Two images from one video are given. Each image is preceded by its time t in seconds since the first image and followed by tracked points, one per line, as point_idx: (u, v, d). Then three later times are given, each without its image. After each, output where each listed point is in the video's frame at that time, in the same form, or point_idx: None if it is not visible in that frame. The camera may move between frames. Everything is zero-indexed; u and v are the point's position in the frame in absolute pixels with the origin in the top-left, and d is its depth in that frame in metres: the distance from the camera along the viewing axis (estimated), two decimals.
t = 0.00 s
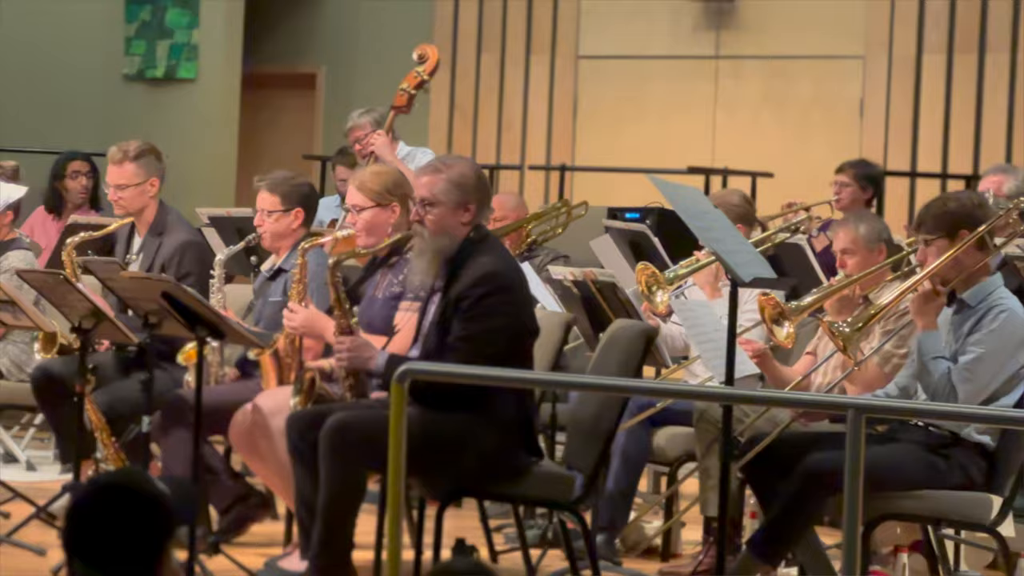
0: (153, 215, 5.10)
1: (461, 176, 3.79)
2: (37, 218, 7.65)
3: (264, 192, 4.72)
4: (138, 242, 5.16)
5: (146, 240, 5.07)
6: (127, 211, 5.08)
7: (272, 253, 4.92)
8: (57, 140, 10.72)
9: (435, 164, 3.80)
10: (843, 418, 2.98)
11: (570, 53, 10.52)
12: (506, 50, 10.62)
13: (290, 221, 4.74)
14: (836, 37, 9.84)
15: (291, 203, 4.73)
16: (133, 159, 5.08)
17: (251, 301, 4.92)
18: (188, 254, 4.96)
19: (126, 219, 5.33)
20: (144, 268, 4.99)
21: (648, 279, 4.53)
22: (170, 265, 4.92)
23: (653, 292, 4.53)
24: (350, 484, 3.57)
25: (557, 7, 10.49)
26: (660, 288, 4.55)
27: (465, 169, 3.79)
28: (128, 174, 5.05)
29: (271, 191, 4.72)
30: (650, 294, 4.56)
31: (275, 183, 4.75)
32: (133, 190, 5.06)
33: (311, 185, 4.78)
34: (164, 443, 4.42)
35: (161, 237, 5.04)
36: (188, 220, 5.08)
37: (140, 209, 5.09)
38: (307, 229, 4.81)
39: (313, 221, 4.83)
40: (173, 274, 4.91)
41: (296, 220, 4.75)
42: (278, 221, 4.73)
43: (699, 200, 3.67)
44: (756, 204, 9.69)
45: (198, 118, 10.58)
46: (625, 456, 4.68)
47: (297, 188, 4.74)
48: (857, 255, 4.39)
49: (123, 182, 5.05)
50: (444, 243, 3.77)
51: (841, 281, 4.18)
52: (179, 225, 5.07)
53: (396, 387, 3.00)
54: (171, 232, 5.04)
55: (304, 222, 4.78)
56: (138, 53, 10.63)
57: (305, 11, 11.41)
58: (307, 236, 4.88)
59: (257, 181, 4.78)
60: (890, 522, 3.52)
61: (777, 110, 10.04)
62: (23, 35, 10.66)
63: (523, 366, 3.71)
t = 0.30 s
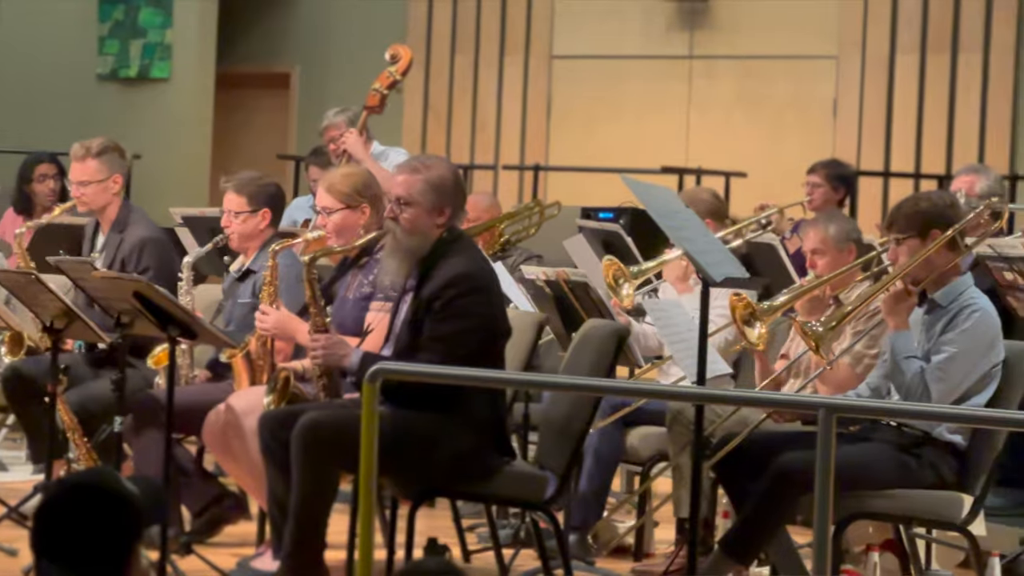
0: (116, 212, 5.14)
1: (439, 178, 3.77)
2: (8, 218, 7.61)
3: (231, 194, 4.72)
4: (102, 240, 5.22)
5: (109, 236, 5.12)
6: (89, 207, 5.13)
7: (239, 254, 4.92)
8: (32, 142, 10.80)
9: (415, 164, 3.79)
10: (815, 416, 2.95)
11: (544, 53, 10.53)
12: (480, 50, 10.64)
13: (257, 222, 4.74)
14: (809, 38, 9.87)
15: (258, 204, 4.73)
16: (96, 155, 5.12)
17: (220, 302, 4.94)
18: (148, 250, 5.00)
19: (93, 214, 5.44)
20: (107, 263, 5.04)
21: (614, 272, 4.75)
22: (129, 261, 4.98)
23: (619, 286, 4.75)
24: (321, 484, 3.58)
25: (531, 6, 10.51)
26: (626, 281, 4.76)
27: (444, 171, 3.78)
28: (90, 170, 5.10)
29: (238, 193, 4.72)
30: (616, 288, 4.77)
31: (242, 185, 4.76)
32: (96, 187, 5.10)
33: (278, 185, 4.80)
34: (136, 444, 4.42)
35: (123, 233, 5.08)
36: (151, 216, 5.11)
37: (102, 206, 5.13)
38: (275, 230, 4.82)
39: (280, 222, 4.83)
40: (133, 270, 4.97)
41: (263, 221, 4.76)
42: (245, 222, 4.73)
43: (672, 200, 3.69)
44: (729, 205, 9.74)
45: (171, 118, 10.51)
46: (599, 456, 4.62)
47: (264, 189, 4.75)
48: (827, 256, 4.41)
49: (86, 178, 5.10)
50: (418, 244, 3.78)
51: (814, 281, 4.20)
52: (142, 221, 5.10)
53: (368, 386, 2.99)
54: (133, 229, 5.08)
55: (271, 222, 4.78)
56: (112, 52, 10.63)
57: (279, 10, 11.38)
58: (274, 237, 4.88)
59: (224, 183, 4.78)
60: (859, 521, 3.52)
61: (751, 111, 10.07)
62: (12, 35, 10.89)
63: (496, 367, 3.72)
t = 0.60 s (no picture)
0: (73, 210, 5.22)
1: (405, 184, 3.79)
2: None
3: (193, 195, 4.72)
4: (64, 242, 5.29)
5: (69, 235, 5.17)
6: (48, 206, 5.22)
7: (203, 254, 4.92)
8: None
9: (380, 170, 3.80)
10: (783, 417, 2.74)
11: (515, 53, 10.57)
12: (452, 50, 10.71)
13: (221, 223, 4.74)
14: (780, 38, 9.89)
15: (220, 206, 4.73)
16: (54, 155, 5.25)
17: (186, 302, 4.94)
18: (106, 246, 5.03)
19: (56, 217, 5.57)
20: (66, 262, 5.07)
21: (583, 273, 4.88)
22: (87, 258, 5.00)
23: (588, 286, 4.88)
24: (290, 484, 3.58)
25: (502, 5, 10.56)
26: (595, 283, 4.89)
27: (411, 177, 3.80)
28: (49, 169, 5.22)
29: (200, 195, 4.72)
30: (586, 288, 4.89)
31: (204, 186, 4.75)
32: (53, 185, 5.20)
33: (241, 186, 4.81)
34: (104, 445, 4.40)
35: (81, 231, 5.12)
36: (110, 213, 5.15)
37: (61, 205, 5.22)
38: (239, 230, 4.81)
39: (244, 223, 4.84)
40: (90, 266, 4.99)
41: (227, 221, 4.75)
42: (209, 223, 4.72)
43: (639, 202, 3.72)
44: (700, 205, 9.76)
45: (143, 119, 10.54)
46: (570, 457, 4.56)
47: (227, 189, 4.76)
48: (797, 256, 4.43)
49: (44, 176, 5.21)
50: (385, 250, 3.79)
51: (782, 282, 4.23)
52: (100, 218, 5.14)
53: (337, 388, 2.94)
54: (91, 227, 5.13)
55: (235, 223, 4.78)
56: (82, 53, 10.51)
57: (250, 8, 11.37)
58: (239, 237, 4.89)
59: (187, 184, 4.78)
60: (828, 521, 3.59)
61: (723, 112, 10.07)
62: None
63: (468, 368, 3.73)
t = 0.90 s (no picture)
0: (33, 209, 5.24)
1: (372, 189, 3.78)
2: None
3: (157, 196, 4.71)
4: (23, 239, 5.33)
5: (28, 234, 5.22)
6: (8, 205, 5.24)
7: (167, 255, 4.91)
8: None
9: (347, 175, 3.79)
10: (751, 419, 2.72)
11: (485, 54, 10.59)
12: (422, 50, 10.75)
13: (186, 223, 4.74)
14: (747, 39, 9.94)
15: (185, 206, 4.73)
16: (12, 153, 5.24)
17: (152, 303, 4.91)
18: (67, 241, 5.14)
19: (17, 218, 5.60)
20: (27, 258, 5.15)
21: (555, 277, 4.86)
22: (49, 253, 5.10)
23: (560, 291, 4.86)
24: (258, 486, 3.57)
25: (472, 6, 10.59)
26: (567, 287, 4.86)
27: (377, 182, 3.78)
28: (8, 167, 5.23)
29: (164, 195, 4.71)
30: (557, 294, 4.87)
31: (169, 187, 4.74)
32: (13, 183, 5.23)
33: (205, 186, 4.79)
34: (72, 445, 4.38)
35: (41, 228, 5.20)
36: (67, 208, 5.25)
37: (21, 204, 5.25)
38: (204, 230, 4.81)
39: (209, 223, 4.83)
40: (53, 262, 5.10)
41: (191, 222, 4.75)
42: (173, 224, 4.72)
43: (607, 203, 3.73)
44: (669, 206, 9.79)
45: (112, 120, 10.48)
46: (539, 458, 4.56)
47: (191, 190, 4.74)
48: (765, 256, 4.46)
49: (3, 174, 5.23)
50: (354, 253, 3.80)
51: (751, 282, 4.25)
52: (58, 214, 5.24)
53: (305, 387, 2.93)
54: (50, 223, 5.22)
55: (199, 223, 4.78)
56: (50, 53, 10.38)
57: (220, 8, 11.37)
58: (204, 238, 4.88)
59: (150, 185, 4.76)
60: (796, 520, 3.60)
61: (693, 112, 10.11)
62: None
63: (438, 368, 3.74)
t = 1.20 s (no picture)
0: None
1: (343, 189, 3.79)
2: None
3: (125, 197, 4.71)
4: None
5: None
6: None
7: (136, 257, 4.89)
8: None
9: (318, 174, 3.80)
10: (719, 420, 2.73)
11: (454, 55, 10.60)
12: (391, 50, 10.76)
13: (153, 225, 4.72)
14: (715, 40, 9.98)
15: (152, 207, 4.71)
16: None
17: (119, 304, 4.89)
18: (31, 240, 5.09)
19: None
20: None
21: (523, 271, 4.69)
22: (11, 253, 5.07)
23: (528, 286, 4.68)
24: (227, 487, 3.57)
25: (441, 7, 10.60)
26: (535, 283, 4.69)
27: (349, 181, 3.80)
28: None
29: (132, 196, 4.71)
30: (524, 288, 4.71)
31: (136, 188, 4.74)
32: None
33: (173, 188, 4.79)
34: (39, 446, 4.36)
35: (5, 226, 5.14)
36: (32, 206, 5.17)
37: None
38: (172, 231, 4.79)
39: (176, 224, 4.82)
40: (14, 261, 5.06)
41: (159, 223, 4.74)
42: (140, 226, 4.70)
43: (576, 204, 3.74)
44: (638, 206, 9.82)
45: (79, 122, 10.41)
46: (507, 459, 4.59)
47: (159, 191, 4.74)
48: (733, 258, 4.49)
49: None
50: (324, 254, 3.79)
51: (719, 283, 4.26)
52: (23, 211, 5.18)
53: (274, 388, 2.91)
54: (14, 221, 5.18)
55: (167, 225, 4.76)
56: (19, 53, 10.37)
57: (189, 8, 11.35)
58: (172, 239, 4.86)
59: (118, 186, 4.75)
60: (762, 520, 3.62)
61: (662, 113, 10.13)
62: None
63: (406, 370, 3.74)
